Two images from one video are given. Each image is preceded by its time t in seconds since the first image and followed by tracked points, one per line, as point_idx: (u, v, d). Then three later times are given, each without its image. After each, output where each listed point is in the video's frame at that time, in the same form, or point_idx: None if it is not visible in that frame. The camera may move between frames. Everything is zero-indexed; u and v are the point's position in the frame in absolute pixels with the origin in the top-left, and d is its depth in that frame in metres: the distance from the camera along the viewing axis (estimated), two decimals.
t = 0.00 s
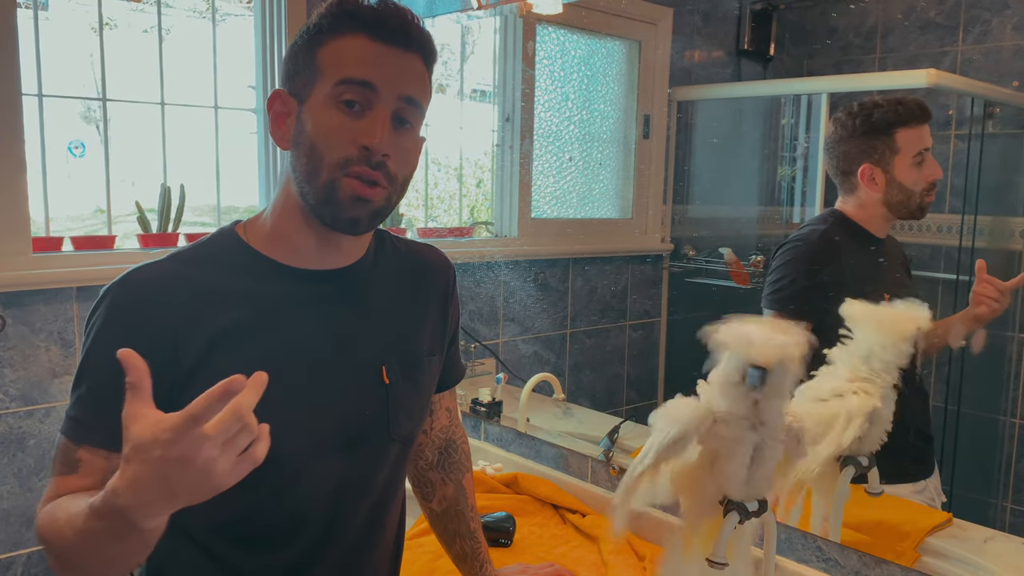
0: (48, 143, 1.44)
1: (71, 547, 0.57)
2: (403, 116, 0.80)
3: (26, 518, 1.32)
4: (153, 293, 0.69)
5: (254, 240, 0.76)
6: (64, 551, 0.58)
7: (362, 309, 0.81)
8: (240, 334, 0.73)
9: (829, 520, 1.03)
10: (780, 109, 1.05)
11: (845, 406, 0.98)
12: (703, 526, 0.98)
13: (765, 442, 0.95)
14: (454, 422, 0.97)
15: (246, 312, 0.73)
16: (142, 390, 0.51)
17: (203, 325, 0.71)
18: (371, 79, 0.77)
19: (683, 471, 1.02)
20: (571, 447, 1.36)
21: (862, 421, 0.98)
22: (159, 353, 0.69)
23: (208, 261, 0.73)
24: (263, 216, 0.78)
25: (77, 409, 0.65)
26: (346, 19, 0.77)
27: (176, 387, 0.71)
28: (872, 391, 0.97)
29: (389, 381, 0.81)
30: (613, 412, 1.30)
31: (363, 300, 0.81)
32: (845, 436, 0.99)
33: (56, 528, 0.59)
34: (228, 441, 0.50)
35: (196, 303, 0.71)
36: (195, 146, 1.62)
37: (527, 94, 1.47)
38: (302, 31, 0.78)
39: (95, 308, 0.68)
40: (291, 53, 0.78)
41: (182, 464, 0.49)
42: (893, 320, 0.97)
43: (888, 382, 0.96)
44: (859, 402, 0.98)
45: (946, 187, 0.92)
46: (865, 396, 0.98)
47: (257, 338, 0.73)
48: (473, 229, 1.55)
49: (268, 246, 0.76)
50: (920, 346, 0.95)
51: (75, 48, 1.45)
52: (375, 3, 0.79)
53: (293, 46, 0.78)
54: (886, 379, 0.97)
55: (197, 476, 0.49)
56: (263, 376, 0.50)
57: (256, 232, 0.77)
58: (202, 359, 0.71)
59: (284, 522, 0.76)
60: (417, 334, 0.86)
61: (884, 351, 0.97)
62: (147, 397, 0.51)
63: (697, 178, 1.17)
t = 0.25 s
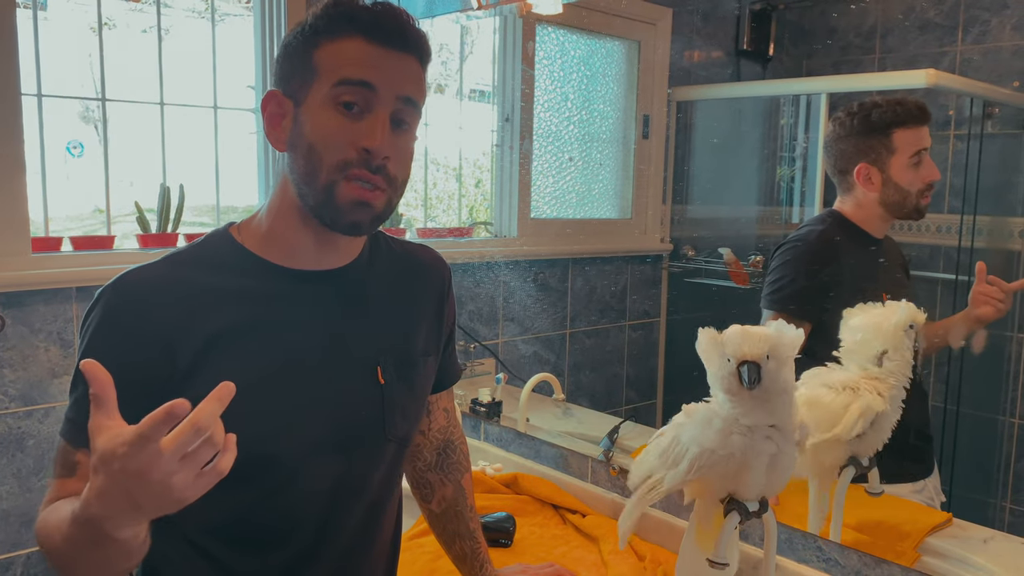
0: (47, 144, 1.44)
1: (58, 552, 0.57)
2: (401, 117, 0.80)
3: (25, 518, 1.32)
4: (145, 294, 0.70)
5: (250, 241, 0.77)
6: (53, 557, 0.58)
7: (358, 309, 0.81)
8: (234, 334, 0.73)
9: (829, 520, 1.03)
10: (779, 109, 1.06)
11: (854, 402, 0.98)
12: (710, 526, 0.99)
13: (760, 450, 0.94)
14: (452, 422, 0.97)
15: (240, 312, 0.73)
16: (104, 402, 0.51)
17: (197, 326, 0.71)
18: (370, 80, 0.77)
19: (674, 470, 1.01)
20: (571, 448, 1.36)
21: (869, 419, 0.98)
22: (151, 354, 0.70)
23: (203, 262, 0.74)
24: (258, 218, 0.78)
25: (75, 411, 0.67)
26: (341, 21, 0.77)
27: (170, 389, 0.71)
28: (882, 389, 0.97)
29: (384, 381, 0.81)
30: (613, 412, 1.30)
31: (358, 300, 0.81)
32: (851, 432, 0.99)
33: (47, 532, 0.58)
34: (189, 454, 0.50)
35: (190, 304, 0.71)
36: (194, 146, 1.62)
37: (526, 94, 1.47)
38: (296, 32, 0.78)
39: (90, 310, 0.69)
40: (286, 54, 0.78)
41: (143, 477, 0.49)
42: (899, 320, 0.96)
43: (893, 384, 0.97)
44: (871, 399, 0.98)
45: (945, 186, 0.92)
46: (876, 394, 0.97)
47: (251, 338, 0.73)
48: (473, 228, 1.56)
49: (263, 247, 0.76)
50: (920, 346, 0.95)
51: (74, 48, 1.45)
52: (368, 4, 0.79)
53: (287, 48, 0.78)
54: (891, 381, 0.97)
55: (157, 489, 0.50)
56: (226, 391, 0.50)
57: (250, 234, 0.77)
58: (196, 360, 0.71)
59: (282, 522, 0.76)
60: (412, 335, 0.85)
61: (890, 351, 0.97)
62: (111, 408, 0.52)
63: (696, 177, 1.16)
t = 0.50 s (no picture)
0: (45, 143, 1.44)
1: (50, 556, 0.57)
2: (397, 119, 0.80)
3: (24, 519, 1.32)
4: (138, 294, 0.70)
5: (245, 242, 0.77)
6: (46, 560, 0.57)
7: (353, 309, 0.81)
8: (228, 335, 0.73)
9: (828, 519, 1.03)
10: (778, 109, 1.06)
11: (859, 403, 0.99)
12: (711, 526, 1.01)
13: (760, 453, 0.93)
14: (450, 422, 0.97)
15: (236, 311, 0.73)
16: (90, 406, 0.51)
17: (190, 326, 0.71)
18: (366, 82, 0.77)
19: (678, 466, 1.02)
20: (571, 448, 1.35)
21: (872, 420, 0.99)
22: (144, 355, 0.69)
23: (197, 262, 0.74)
24: (253, 220, 0.78)
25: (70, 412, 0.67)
26: (335, 24, 0.77)
27: (165, 390, 0.71)
28: (885, 391, 0.98)
29: (379, 381, 0.81)
30: (612, 412, 1.30)
31: (353, 300, 0.81)
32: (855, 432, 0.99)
33: (39, 535, 0.58)
34: (172, 459, 0.50)
35: (184, 305, 0.71)
36: (193, 146, 1.62)
37: (525, 94, 1.47)
38: (289, 33, 0.78)
39: (84, 310, 0.69)
40: (280, 55, 0.78)
41: (126, 483, 0.49)
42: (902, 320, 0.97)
43: (897, 387, 0.97)
44: (875, 400, 0.98)
45: (944, 186, 0.92)
46: (880, 395, 0.98)
47: (246, 338, 0.73)
48: (472, 228, 1.56)
49: (257, 248, 0.76)
50: (919, 346, 0.96)
51: (72, 48, 1.45)
52: (364, 4, 0.79)
53: (281, 49, 0.78)
54: (895, 385, 0.97)
55: (140, 494, 0.49)
56: (211, 394, 0.50)
57: (245, 237, 0.77)
58: (189, 361, 0.71)
59: (278, 523, 0.75)
60: (406, 335, 0.85)
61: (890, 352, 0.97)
62: (97, 412, 0.52)
63: (695, 177, 1.16)
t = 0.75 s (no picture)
0: (44, 143, 1.43)
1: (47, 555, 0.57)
2: (397, 119, 0.80)
3: (22, 519, 1.32)
4: (136, 294, 0.70)
5: (242, 241, 0.77)
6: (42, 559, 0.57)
7: (351, 309, 0.81)
8: (225, 334, 0.72)
9: (829, 519, 1.03)
10: (778, 109, 1.07)
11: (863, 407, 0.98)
12: (714, 526, 1.00)
13: (760, 453, 0.93)
14: (448, 422, 0.97)
15: (234, 311, 0.73)
16: (84, 403, 0.51)
17: (188, 326, 0.71)
18: (366, 82, 0.77)
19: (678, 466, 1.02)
20: (570, 448, 1.35)
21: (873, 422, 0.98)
22: (141, 355, 0.69)
23: (194, 262, 0.74)
24: (252, 219, 0.78)
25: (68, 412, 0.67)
26: (335, 24, 0.77)
27: (163, 390, 0.71)
28: (886, 392, 0.97)
29: (377, 381, 0.81)
30: (612, 412, 1.30)
31: (352, 300, 0.81)
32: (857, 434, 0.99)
33: (35, 534, 0.58)
34: (164, 459, 0.50)
35: (181, 304, 0.71)
36: (192, 145, 1.61)
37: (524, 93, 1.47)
38: (289, 31, 0.77)
39: (81, 310, 0.69)
40: (279, 55, 0.77)
41: (118, 481, 0.49)
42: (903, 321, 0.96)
43: (900, 389, 0.97)
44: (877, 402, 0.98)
45: (943, 186, 0.92)
46: (881, 397, 0.97)
47: (244, 337, 0.73)
48: (473, 228, 1.56)
49: (255, 247, 0.76)
50: (920, 347, 0.95)
51: (71, 47, 1.45)
52: (364, 4, 0.79)
53: (280, 48, 0.77)
54: (899, 385, 0.97)
55: (131, 493, 0.49)
56: (205, 395, 0.51)
57: (243, 236, 0.77)
58: (188, 360, 0.71)
59: (277, 522, 0.75)
60: (405, 335, 0.85)
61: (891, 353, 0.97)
62: (90, 409, 0.52)
63: (695, 177, 1.16)
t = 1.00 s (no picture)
0: (43, 143, 1.43)
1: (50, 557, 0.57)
2: (398, 119, 0.80)
3: (22, 519, 1.32)
4: (137, 294, 0.70)
5: (243, 241, 0.77)
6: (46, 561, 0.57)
7: (352, 309, 0.81)
8: (227, 334, 0.72)
9: (829, 519, 1.03)
10: (777, 109, 1.06)
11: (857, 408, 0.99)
12: (716, 526, 1.01)
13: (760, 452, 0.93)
14: (449, 421, 0.97)
15: (235, 311, 0.73)
16: (85, 407, 0.51)
17: (189, 326, 0.71)
18: (366, 82, 0.77)
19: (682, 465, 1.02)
20: (570, 448, 1.35)
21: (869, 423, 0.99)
22: (143, 355, 0.69)
23: (195, 262, 0.74)
24: (252, 218, 0.78)
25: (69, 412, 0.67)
26: (335, 23, 0.77)
27: (165, 391, 0.71)
28: (880, 393, 0.98)
29: (379, 380, 0.81)
30: (611, 412, 1.30)
31: (353, 299, 0.81)
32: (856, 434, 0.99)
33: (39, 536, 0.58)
34: (166, 464, 0.50)
35: (182, 305, 0.71)
36: (191, 145, 1.61)
37: (523, 93, 1.47)
38: (289, 31, 0.77)
39: (82, 311, 0.69)
40: (279, 54, 0.77)
41: (120, 486, 0.49)
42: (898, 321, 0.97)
43: (893, 389, 0.97)
44: (871, 403, 0.98)
45: (943, 186, 0.91)
46: (875, 398, 0.98)
47: (245, 337, 0.73)
48: (472, 228, 1.56)
49: (257, 247, 0.76)
50: (919, 347, 0.95)
51: (70, 47, 1.45)
52: (365, 3, 0.79)
53: (281, 48, 0.77)
54: (892, 386, 0.97)
55: (133, 498, 0.49)
56: (207, 399, 0.50)
57: (244, 236, 0.77)
58: (189, 361, 0.71)
59: (279, 523, 0.75)
60: (405, 334, 0.85)
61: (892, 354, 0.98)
62: (92, 414, 0.52)
63: (694, 176, 1.16)
